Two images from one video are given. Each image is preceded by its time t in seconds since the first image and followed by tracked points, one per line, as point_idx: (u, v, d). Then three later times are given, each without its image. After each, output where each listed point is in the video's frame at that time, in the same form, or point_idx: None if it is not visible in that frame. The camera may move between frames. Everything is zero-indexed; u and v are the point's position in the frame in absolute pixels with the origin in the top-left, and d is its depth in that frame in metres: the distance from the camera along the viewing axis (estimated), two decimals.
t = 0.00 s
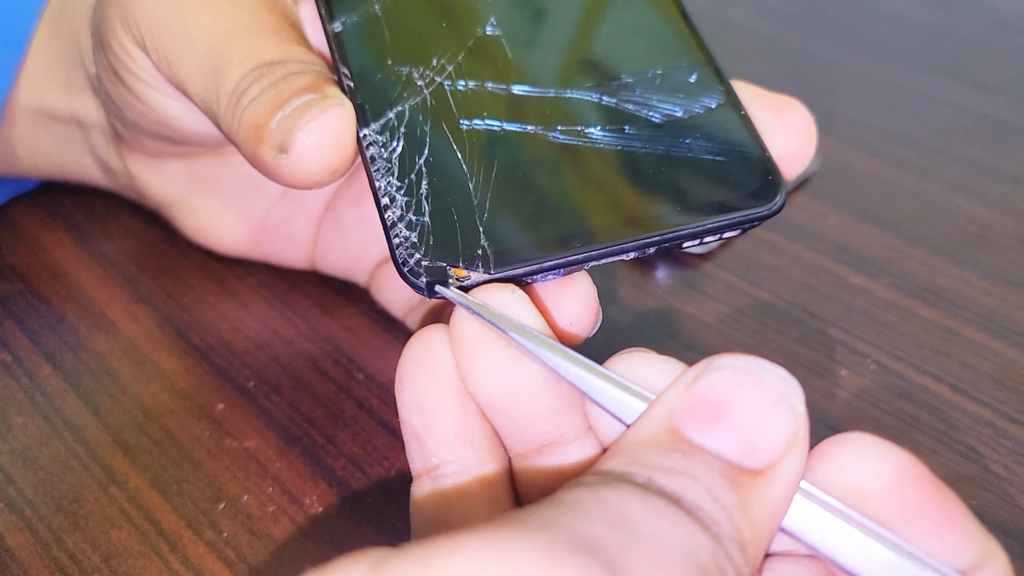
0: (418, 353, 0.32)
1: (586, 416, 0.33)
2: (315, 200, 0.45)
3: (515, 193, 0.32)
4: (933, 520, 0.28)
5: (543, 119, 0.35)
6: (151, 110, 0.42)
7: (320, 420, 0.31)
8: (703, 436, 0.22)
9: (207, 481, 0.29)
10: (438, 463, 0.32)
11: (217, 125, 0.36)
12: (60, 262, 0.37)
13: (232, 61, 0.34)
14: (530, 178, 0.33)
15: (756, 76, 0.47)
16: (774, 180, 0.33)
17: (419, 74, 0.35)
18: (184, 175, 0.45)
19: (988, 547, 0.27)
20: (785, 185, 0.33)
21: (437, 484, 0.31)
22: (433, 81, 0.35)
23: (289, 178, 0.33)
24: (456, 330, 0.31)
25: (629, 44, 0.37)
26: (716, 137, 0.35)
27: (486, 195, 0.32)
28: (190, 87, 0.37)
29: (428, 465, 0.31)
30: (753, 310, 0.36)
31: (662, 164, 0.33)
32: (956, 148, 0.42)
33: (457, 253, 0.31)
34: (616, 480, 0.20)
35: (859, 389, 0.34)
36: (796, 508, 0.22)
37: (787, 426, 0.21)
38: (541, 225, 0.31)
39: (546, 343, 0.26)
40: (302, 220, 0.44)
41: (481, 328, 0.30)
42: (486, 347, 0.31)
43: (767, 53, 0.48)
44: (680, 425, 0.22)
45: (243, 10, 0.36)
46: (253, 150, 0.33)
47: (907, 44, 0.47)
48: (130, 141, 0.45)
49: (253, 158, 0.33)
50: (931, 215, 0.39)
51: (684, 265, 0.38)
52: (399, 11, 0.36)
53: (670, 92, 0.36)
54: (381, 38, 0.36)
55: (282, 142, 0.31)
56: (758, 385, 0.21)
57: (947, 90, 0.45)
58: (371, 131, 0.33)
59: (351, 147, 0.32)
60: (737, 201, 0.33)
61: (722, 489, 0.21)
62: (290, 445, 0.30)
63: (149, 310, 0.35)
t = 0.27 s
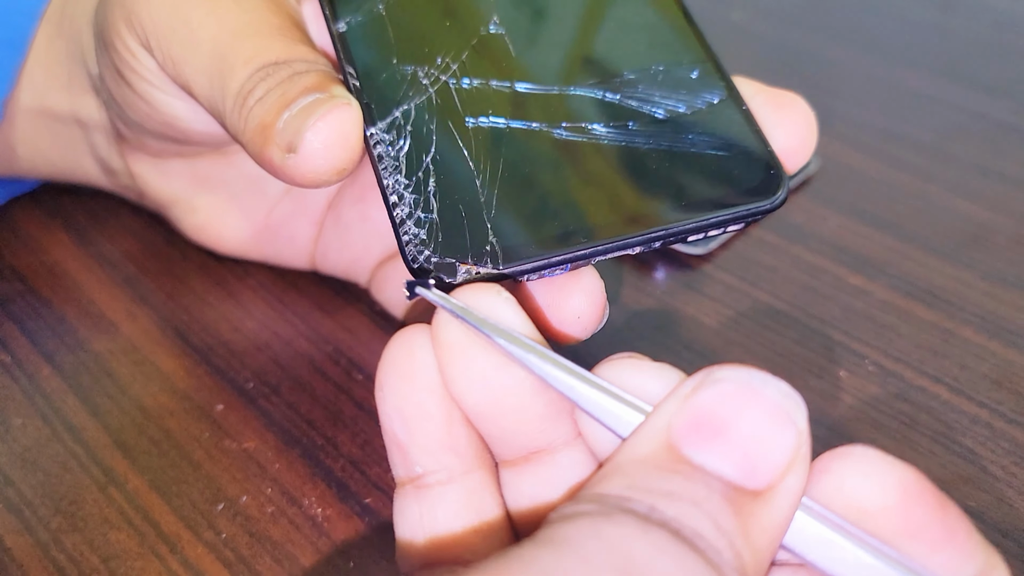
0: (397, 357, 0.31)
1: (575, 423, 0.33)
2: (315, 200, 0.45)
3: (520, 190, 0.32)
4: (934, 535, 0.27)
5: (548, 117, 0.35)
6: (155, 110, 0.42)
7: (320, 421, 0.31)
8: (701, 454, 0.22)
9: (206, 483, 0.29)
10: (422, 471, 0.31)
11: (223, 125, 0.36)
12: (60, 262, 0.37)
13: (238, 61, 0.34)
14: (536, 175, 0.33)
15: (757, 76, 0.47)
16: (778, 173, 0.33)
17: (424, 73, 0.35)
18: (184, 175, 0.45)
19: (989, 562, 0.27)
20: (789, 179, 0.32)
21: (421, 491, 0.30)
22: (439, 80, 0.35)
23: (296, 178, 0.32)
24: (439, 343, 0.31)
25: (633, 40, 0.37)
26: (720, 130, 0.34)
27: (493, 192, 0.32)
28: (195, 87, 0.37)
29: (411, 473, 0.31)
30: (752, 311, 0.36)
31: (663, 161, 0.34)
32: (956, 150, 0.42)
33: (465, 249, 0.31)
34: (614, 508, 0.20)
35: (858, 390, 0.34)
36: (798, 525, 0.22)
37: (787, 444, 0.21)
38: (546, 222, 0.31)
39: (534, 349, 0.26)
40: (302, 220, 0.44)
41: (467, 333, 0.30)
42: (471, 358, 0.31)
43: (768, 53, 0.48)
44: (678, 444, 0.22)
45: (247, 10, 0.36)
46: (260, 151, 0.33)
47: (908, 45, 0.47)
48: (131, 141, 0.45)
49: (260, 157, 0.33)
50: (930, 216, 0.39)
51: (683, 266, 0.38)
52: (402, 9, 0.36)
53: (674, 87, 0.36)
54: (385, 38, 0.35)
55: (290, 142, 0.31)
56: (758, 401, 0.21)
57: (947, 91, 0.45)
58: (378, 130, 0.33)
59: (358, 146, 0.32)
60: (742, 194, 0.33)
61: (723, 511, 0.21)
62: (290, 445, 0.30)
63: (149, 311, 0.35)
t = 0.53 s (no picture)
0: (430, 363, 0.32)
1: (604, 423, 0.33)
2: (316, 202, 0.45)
3: (522, 195, 0.32)
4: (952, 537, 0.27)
5: (547, 121, 0.35)
6: (155, 116, 0.42)
7: (321, 421, 0.31)
8: (707, 440, 0.22)
9: (206, 482, 0.29)
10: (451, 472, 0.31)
11: (223, 132, 0.36)
12: (61, 262, 0.37)
13: (238, 69, 0.34)
14: (537, 178, 0.33)
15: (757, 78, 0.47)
16: (779, 172, 0.33)
17: (423, 80, 0.35)
18: (186, 177, 0.45)
19: None
20: (790, 175, 0.33)
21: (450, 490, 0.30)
22: (438, 87, 0.35)
23: (297, 188, 0.33)
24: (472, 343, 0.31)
25: (631, 42, 0.37)
26: (720, 129, 0.35)
27: (495, 199, 0.32)
28: (195, 94, 0.37)
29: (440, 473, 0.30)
30: (752, 312, 0.36)
31: (676, 160, 0.34)
32: (956, 150, 0.42)
33: (469, 259, 0.31)
34: (605, 486, 0.20)
35: (858, 391, 0.34)
36: (809, 514, 0.22)
37: (796, 434, 0.21)
38: (549, 227, 0.31)
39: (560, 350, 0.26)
40: (303, 221, 0.44)
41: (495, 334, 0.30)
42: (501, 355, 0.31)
43: (768, 55, 0.48)
44: (684, 429, 0.22)
45: (246, 16, 0.36)
46: (260, 159, 0.33)
47: (907, 46, 0.47)
48: (131, 143, 0.45)
49: (261, 166, 0.33)
50: (930, 217, 0.39)
51: (684, 266, 0.38)
52: (400, 16, 0.36)
53: (673, 87, 0.36)
54: (383, 45, 0.36)
55: (291, 153, 0.31)
56: (764, 388, 0.21)
57: (947, 92, 0.45)
58: (379, 140, 0.33)
59: (359, 157, 0.32)
60: (743, 195, 0.33)
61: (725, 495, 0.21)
62: (291, 446, 0.30)
63: (149, 312, 0.35)
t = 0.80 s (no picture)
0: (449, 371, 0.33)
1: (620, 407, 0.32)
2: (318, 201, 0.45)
3: (527, 193, 0.32)
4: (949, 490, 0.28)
5: (552, 118, 0.34)
6: (157, 115, 0.42)
7: (324, 421, 0.31)
8: (681, 415, 0.23)
9: (208, 482, 0.29)
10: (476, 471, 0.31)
11: (226, 131, 0.36)
12: (62, 262, 0.37)
13: (242, 68, 0.34)
14: (542, 176, 0.32)
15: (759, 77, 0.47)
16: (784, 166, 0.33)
17: (428, 79, 0.35)
18: (187, 176, 0.45)
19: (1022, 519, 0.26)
20: (795, 169, 0.33)
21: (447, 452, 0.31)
22: (442, 86, 0.35)
23: (302, 187, 0.32)
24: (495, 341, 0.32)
25: (634, 39, 0.37)
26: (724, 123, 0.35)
27: (502, 198, 0.32)
28: (198, 93, 0.37)
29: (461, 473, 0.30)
30: (755, 311, 0.36)
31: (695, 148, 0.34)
32: (958, 150, 0.42)
33: (476, 259, 0.31)
34: (572, 458, 0.21)
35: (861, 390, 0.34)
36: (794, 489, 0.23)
37: (773, 410, 0.22)
38: (555, 225, 0.31)
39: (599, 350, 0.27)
40: (305, 220, 0.44)
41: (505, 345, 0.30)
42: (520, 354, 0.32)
43: (770, 54, 0.48)
44: (659, 405, 0.23)
45: (250, 16, 0.36)
46: (265, 159, 0.33)
47: (910, 46, 0.47)
48: (133, 142, 0.45)
49: (266, 165, 0.33)
50: (933, 216, 0.39)
51: (686, 265, 0.38)
52: (403, 15, 0.36)
53: (677, 82, 0.36)
54: (387, 44, 0.36)
55: (297, 152, 0.31)
56: (742, 366, 0.22)
57: (949, 91, 0.44)
58: (384, 141, 0.33)
59: (365, 157, 0.32)
60: (749, 189, 0.33)
61: (694, 463, 0.22)
62: (294, 446, 0.30)
63: (150, 311, 0.35)
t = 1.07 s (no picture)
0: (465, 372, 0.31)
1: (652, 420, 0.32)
2: (320, 200, 0.45)
3: (534, 188, 0.32)
4: (1022, 553, 0.24)
5: (558, 113, 0.34)
6: (161, 111, 0.42)
7: (324, 421, 0.31)
8: (756, 478, 0.22)
9: (209, 482, 0.29)
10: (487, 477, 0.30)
11: (232, 126, 0.36)
12: (63, 262, 0.37)
13: (247, 64, 0.34)
14: (548, 172, 0.32)
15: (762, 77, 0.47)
16: (789, 161, 0.33)
17: (434, 75, 0.35)
18: (189, 175, 0.45)
19: None
20: (800, 165, 0.33)
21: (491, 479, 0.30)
22: (449, 82, 0.35)
23: (309, 182, 0.32)
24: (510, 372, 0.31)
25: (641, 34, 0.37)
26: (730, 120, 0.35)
27: (509, 192, 0.32)
28: (203, 89, 0.37)
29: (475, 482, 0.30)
30: (757, 312, 0.36)
31: (681, 152, 0.34)
32: (960, 150, 0.42)
33: (484, 253, 0.30)
34: (651, 509, 0.20)
35: (863, 391, 0.33)
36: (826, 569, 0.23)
37: (841, 496, 0.22)
38: (562, 220, 0.31)
39: (655, 379, 0.27)
40: (308, 219, 0.44)
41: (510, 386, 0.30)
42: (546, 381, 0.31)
43: (774, 54, 0.48)
44: (731, 461, 0.22)
45: (255, 11, 0.36)
46: (271, 154, 0.32)
47: (913, 46, 0.47)
48: (135, 141, 0.45)
49: (272, 160, 0.33)
50: (934, 217, 0.39)
51: (688, 266, 0.38)
52: (408, 12, 0.36)
53: (683, 78, 0.36)
54: (392, 41, 0.36)
55: (304, 147, 0.31)
56: (817, 446, 0.22)
57: (952, 92, 0.44)
58: (392, 136, 0.33)
59: (372, 152, 0.32)
60: (755, 184, 0.33)
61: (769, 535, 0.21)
62: (295, 446, 0.30)
63: (152, 311, 0.35)
